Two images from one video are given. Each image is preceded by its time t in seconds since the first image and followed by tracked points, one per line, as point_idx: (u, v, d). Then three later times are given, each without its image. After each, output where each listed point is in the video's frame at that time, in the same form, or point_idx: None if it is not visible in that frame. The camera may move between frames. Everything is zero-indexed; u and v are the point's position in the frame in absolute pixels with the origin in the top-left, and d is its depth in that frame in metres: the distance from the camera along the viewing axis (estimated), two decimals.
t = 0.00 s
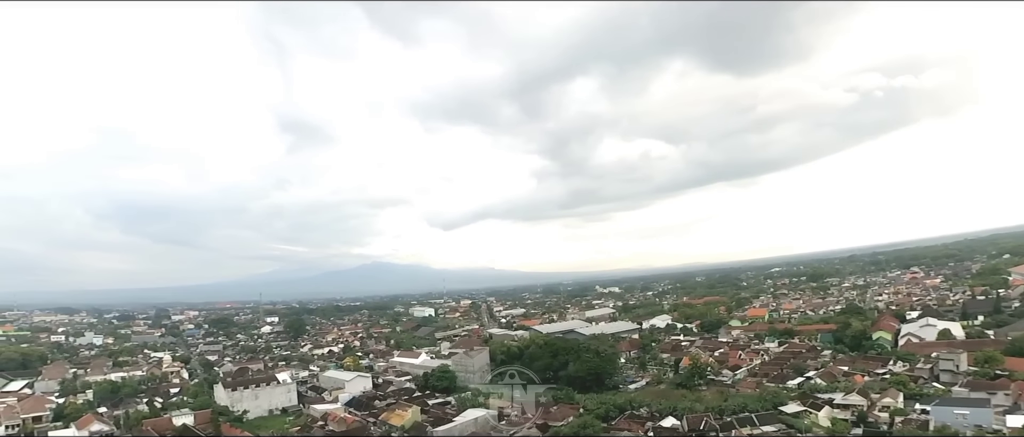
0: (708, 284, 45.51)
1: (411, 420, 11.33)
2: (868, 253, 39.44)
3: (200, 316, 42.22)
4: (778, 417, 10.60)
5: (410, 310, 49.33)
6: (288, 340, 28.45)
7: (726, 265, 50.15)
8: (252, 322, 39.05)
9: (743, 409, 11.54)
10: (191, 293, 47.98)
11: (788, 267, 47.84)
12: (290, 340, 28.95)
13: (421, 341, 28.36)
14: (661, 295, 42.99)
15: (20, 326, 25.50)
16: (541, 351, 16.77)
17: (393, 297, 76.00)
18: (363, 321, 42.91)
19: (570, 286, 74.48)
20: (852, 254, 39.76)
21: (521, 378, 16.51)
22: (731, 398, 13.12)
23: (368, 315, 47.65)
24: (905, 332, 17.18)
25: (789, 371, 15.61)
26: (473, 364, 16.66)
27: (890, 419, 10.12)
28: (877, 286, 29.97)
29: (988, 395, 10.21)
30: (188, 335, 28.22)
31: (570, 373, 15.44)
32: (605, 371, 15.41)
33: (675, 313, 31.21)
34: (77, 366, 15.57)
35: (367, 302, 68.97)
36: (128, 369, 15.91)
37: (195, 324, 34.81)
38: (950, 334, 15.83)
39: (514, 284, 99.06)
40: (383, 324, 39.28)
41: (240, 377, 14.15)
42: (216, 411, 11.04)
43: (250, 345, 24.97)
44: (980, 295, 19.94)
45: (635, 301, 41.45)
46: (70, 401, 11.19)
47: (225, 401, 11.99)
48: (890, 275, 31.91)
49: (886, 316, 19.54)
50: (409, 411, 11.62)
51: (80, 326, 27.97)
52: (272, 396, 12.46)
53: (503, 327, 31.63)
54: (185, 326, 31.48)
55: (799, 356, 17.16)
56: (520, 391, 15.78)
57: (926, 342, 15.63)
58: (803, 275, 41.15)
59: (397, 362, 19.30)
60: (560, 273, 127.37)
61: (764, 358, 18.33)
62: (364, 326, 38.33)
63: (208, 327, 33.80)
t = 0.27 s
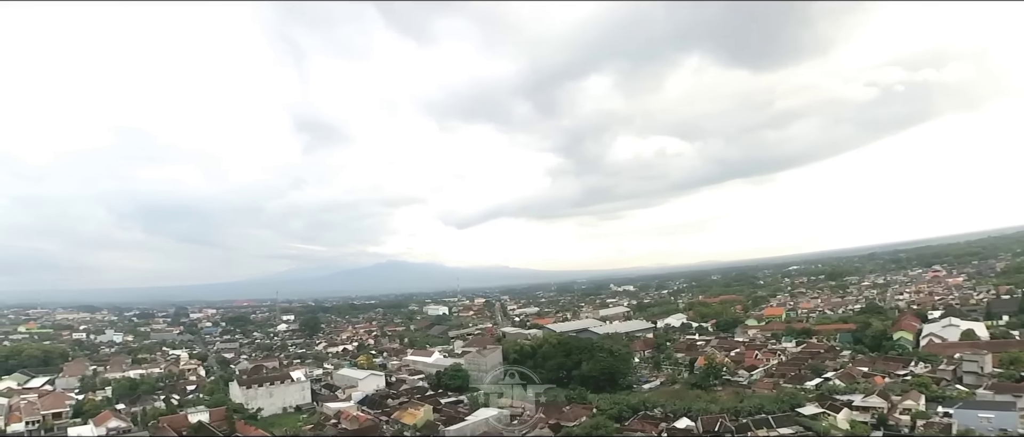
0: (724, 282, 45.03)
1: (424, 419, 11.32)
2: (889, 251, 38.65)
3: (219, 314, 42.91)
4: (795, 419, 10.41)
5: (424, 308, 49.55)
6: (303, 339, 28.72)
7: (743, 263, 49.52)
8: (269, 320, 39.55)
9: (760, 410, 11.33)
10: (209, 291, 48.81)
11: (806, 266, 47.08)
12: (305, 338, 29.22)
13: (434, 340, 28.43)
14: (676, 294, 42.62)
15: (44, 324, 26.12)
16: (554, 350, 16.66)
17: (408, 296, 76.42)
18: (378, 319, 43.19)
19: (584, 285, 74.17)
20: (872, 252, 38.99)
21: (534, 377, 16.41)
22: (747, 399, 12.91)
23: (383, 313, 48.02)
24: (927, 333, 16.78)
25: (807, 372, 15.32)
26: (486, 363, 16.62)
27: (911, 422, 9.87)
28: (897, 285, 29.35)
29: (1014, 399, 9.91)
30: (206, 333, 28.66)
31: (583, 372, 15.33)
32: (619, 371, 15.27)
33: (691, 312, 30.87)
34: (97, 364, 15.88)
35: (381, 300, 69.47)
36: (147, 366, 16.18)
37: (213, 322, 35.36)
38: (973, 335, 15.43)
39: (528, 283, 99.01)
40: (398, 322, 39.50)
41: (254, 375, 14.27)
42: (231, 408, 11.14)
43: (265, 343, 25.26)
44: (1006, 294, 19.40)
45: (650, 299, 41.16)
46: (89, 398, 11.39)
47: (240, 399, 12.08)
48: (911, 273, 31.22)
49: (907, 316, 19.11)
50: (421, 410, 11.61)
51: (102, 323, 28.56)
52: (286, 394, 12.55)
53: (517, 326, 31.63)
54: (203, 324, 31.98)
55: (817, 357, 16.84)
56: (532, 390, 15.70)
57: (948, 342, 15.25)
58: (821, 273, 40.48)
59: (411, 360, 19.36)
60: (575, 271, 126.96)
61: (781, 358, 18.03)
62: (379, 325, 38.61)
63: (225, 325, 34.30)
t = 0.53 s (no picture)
0: (740, 281, 44.49)
1: (436, 418, 11.31)
2: (910, 248, 37.83)
3: (236, 312, 43.54)
4: (813, 421, 10.20)
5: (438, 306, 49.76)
6: (318, 337, 28.96)
7: (759, 261, 48.88)
8: (284, 318, 40.02)
9: (776, 412, 11.13)
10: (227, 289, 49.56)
11: (824, 263, 46.30)
12: (320, 336, 29.46)
13: (447, 338, 28.47)
14: (692, 292, 42.21)
15: (66, 321, 26.72)
16: (567, 349, 16.57)
17: (422, 294, 76.75)
18: (392, 317, 43.39)
19: (598, 283, 73.82)
20: (893, 249, 38.20)
21: (547, 376, 16.31)
22: (763, 400, 12.69)
23: (397, 311, 48.33)
24: (949, 332, 16.36)
25: (826, 372, 15.02)
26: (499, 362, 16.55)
27: (933, 425, 9.61)
28: (918, 283, 28.71)
29: None
30: (223, 331, 29.06)
31: (597, 372, 15.21)
32: (632, 370, 15.12)
33: (706, 311, 30.51)
34: (116, 361, 16.16)
35: (395, 298, 69.90)
36: (164, 364, 16.45)
37: (231, 321, 35.85)
38: (998, 335, 15.00)
39: (543, 281, 98.89)
40: (412, 321, 39.69)
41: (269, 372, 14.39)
42: (245, 406, 11.23)
43: (281, 341, 25.53)
44: None
45: (665, 298, 40.81)
46: (108, 395, 11.57)
47: (254, 396, 12.19)
48: (933, 271, 30.52)
49: (929, 315, 18.66)
50: (434, 409, 11.59)
51: (122, 322, 29.13)
52: (300, 392, 12.62)
53: (530, 324, 31.57)
54: (220, 322, 32.44)
55: (836, 357, 16.52)
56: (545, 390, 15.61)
57: (972, 343, 14.85)
58: (840, 271, 39.78)
59: (424, 359, 19.39)
60: (589, 269, 126.43)
61: (799, 358, 17.71)
62: (393, 323, 38.83)
63: (242, 323, 34.74)
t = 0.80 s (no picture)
0: (757, 279, 43.91)
1: (448, 417, 11.27)
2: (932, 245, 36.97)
3: (253, 311, 44.16)
4: (831, 422, 9.99)
5: (452, 305, 49.92)
6: (333, 335, 29.18)
7: (776, 259, 48.19)
8: (300, 317, 40.45)
9: (794, 413, 10.92)
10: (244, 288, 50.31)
11: (843, 261, 45.48)
12: (335, 335, 29.69)
13: (460, 337, 28.52)
14: (707, 290, 41.76)
15: (88, 320, 27.34)
16: (581, 347, 16.47)
17: (437, 293, 77.08)
18: (406, 316, 43.61)
19: (613, 282, 73.44)
20: (914, 246, 37.37)
21: (560, 375, 16.20)
22: (780, 401, 12.46)
23: (411, 310, 48.59)
24: (974, 332, 15.93)
25: (845, 372, 14.72)
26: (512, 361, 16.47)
27: (957, 427, 9.35)
28: (941, 281, 28.05)
29: None
30: (240, 330, 29.44)
31: (610, 371, 15.08)
32: (646, 369, 14.97)
33: (722, 309, 30.16)
34: (135, 359, 16.44)
35: (410, 297, 70.27)
36: (182, 362, 16.69)
37: (248, 319, 36.34)
38: None
39: (557, 279, 98.67)
40: (426, 319, 39.83)
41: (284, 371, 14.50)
42: (259, 404, 11.30)
43: (296, 340, 25.78)
44: None
45: (680, 296, 40.44)
46: (126, 393, 11.74)
47: (269, 395, 12.27)
48: (955, 268, 29.79)
49: (952, 314, 18.20)
50: (446, 408, 11.56)
51: (142, 320, 29.66)
52: (313, 391, 12.68)
53: (544, 323, 31.48)
54: (237, 321, 32.87)
55: (856, 356, 16.18)
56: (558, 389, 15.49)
57: (997, 342, 14.44)
58: (859, 269, 39.04)
59: (437, 358, 19.42)
60: (604, 268, 125.77)
61: (818, 357, 17.39)
62: (407, 321, 39.01)
63: (258, 321, 35.19)
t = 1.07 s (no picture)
0: (774, 277, 43.30)
1: (460, 417, 11.24)
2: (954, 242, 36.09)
3: (269, 310, 44.72)
4: (850, 424, 9.77)
5: (465, 304, 49.98)
6: (347, 334, 29.39)
7: (793, 257, 47.46)
8: (316, 316, 40.85)
9: (812, 414, 10.70)
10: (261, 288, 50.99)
11: (863, 258, 44.63)
12: (349, 334, 29.90)
13: (473, 336, 28.52)
14: (723, 289, 41.28)
15: (109, 319, 27.92)
16: (594, 347, 16.35)
17: (451, 291, 77.34)
18: (420, 315, 43.79)
19: (627, 280, 72.93)
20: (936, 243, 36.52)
21: (572, 375, 16.10)
22: (798, 402, 12.23)
23: (425, 309, 48.78)
24: (999, 331, 15.49)
25: (865, 373, 14.41)
26: (524, 360, 16.36)
27: (982, 431, 9.08)
28: (963, 279, 27.36)
29: None
30: (256, 329, 29.80)
31: (624, 371, 14.95)
32: (661, 369, 14.81)
33: (738, 308, 29.77)
34: (153, 358, 16.69)
35: (424, 296, 70.60)
36: (199, 361, 16.91)
37: (264, 318, 36.76)
38: None
39: (571, 278, 98.31)
40: (439, 318, 39.91)
41: (298, 370, 14.62)
42: (273, 404, 11.36)
43: (311, 339, 26.02)
44: None
45: (695, 294, 40.02)
46: (144, 392, 11.91)
47: (283, 393, 12.34)
48: (979, 265, 29.05)
49: (975, 312, 17.74)
50: (458, 407, 11.53)
51: (161, 320, 30.16)
52: (327, 390, 12.74)
53: (557, 322, 31.37)
54: (253, 320, 33.28)
55: (876, 356, 15.84)
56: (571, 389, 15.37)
57: (1022, 342, 14.04)
58: (879, 266, 38.28)
59: (450, 357, 19.42)
60: (619, 266, 124.95)
61: (836, 357, 17.06)
62: (421, 320, 39.13)
63: (274, 320, 35.60)
